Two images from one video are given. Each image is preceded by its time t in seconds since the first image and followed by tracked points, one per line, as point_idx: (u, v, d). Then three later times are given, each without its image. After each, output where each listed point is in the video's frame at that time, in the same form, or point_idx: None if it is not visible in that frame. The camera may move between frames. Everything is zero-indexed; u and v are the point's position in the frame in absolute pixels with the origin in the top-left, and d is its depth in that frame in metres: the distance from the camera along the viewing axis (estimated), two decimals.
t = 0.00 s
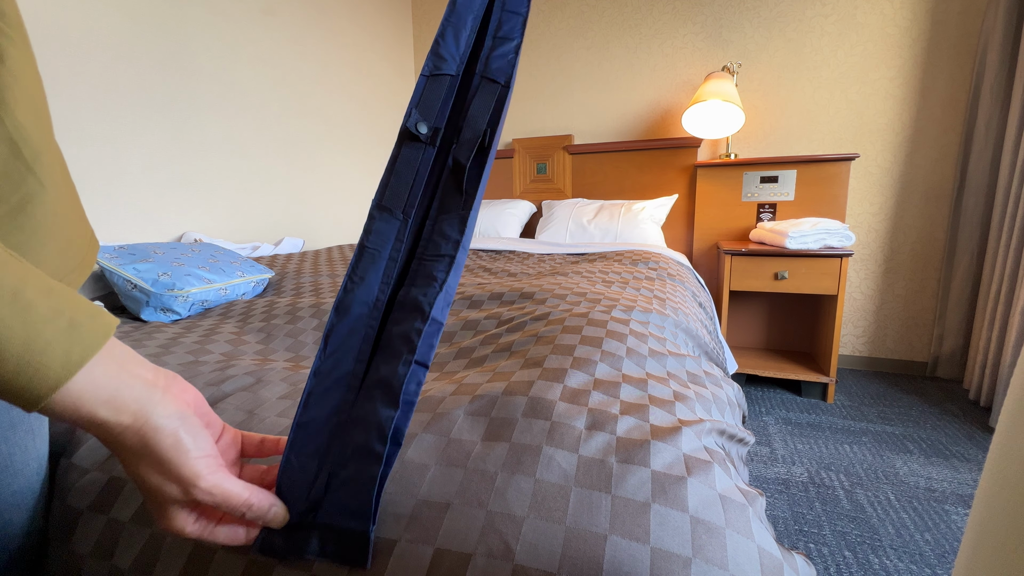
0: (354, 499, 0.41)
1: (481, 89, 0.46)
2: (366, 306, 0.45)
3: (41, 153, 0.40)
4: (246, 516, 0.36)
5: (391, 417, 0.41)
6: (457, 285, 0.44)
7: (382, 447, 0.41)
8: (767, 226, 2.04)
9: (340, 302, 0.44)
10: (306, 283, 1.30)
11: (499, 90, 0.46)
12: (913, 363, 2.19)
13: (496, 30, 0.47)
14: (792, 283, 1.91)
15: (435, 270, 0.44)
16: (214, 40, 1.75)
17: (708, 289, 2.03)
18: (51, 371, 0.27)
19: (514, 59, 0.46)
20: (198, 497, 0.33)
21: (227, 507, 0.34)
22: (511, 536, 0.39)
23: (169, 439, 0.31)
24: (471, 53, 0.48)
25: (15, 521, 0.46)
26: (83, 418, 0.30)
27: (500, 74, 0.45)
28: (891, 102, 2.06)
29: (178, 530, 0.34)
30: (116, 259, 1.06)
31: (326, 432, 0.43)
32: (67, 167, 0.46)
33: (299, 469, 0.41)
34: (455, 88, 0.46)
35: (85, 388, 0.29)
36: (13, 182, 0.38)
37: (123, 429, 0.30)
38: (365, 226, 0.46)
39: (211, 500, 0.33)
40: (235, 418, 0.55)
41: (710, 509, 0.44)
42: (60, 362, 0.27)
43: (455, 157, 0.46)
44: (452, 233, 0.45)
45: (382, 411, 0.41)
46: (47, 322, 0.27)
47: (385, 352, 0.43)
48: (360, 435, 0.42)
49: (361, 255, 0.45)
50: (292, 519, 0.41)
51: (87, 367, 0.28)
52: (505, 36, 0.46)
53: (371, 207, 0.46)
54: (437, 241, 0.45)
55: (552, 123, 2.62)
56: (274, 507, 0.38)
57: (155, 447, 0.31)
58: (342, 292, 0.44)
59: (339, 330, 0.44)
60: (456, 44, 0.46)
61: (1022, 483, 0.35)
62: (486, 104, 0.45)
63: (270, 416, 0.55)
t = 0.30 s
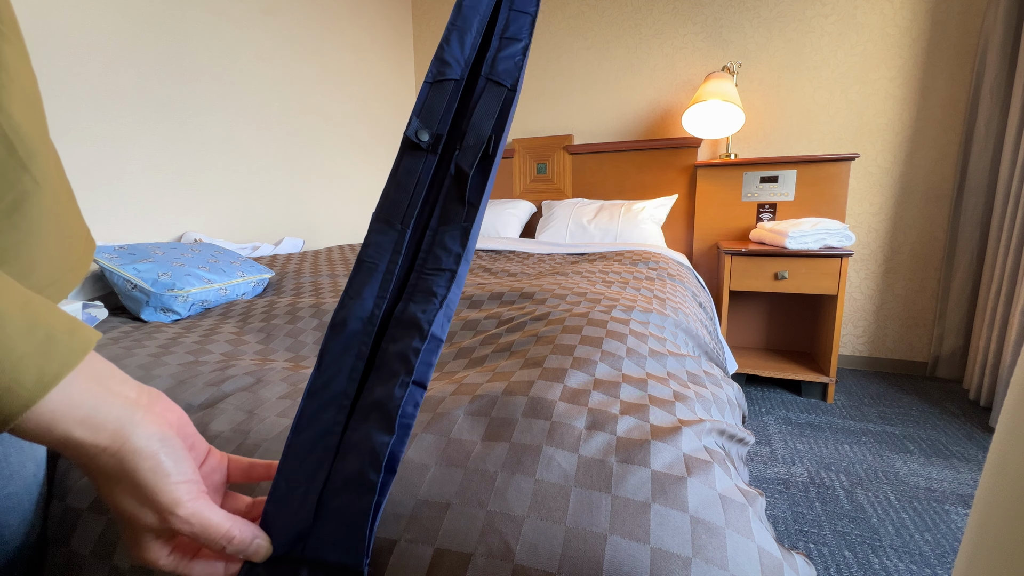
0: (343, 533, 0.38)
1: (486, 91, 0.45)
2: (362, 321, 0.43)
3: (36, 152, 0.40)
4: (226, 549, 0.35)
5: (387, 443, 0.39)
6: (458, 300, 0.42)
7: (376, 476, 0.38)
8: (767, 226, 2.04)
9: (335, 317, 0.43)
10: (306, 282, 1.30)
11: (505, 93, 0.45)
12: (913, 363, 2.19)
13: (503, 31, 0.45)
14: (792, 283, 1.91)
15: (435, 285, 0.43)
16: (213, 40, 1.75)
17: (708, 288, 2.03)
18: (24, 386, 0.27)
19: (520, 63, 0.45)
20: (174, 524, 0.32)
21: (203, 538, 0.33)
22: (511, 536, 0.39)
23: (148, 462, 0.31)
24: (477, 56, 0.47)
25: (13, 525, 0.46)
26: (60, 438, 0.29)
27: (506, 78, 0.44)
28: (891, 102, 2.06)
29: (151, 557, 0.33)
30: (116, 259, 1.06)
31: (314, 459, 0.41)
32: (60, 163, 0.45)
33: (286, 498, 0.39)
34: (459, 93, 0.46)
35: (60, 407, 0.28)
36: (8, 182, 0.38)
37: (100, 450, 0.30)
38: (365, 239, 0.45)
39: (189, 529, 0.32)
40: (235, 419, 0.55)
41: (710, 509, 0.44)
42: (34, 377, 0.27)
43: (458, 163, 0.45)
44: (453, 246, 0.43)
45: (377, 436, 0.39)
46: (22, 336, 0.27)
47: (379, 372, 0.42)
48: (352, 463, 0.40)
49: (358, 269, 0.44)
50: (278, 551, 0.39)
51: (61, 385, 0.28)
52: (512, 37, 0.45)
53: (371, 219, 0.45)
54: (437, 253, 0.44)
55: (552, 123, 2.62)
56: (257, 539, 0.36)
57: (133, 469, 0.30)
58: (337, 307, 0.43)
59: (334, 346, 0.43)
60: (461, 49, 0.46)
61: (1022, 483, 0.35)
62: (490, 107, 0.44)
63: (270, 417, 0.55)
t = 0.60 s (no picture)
0: (355, 527, 0.38)
1: (481, 101, 0.45)
2: (366, 320, 0.43)
3: (36, 153, 0.40)
4: (231, 550, 0.35)
5: (397, 437, 0.39)
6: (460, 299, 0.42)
7: (386, 470, 0.38)
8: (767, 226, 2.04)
9: (340, 316, 0.43)
10: (306, 283, 1.30)
11: (500, 103, 0.45)
12: (913, 363, 2.19)
13: (496, 42, 0.45)
14: (792, 283, 1.91)
15: (439, 284, 0.43)
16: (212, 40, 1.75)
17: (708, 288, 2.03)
18: (25, 384, 0.26)
19: (515, 70, 0.45)
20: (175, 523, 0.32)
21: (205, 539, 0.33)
22: (511, 535, 0.40)
23: (150, 460, 0.31)
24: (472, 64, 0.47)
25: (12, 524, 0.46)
26: (60, 435, 0.29)
27: (502, 86, 0.44)
28: (891, 102, 2.06)
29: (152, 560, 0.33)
30: (116, 259, 1.07)
31: (322, 458, 0.41)
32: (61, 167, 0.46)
33: (295, 496, 0.39)
34: (456, 101, 0.46)
35: (61, 404, 0.28)
36: (9, 182, 0.38)
37: (102, 448, 0.30)
38: (367, 239, 0.45)
39: (193, 528, 0.32)
40: (234, 419, 0.55)
41: (710, 509, 0.44)
42: (33, 374, 0.27)
43: (458, 168, 0.44)
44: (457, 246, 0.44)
45: (386, 431, 0.39)
46: (22, 332, 0.26)
47: (385, 369, 0.42)
48: (362, 458, 0.39)
49: (362, 268, 0.45)
50: (288, 550, 0.38)
51: (62, 381, 0.28)
52: (505, 49, 0.45)
53: (373, 221, 0.45)
54: (440, 252, 0.44)
55: (552, 123, 2.62)
56: (263, 539, 0.36)
57: (135, 467, 0.30)
58: (341, 306, 0.43)
59: (339, 345, 0.43)
60: (457, 59, 0.46)
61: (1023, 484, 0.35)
62: (486, 115, 0.44)
63: (269, 416, 0.55)
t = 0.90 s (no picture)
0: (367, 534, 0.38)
1: (488, 94, 0.45)
2: (374, 318, 0.44)
3: (34, 154, 0.40)
4: (240, 556, 0.34)
5: (410, 440, 0.39)
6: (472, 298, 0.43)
7: (399, 475, 0.38)
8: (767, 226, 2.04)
9: (346, 314, 0.43)
10: (306, 283, 1.30)
11: (508, 96, 0.45)
12: (913, 363, 2.19)
13: (501, 36, 0.46)
14: (792, 283, 1.91)
15: (450, 283, 0.43)
16: (212, 39, 1.74)
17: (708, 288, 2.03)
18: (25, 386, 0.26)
19: (521, 65, 0.46)
20: (181, 529, 0.31)
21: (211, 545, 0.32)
22: (511, 536, 0.40)
23: (156, 464, 0.30)
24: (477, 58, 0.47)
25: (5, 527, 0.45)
26: (65, 438, 0.29)
27: (509, 81, 0.45)
28: (891, 102, 2.06)
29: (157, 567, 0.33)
30: (116, 259, 1.07)
31: (331, 461, 0.41)
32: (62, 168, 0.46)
33: (303, 501, 0.39)
34: (461, 94, 0.46)
35: (64, 407, 0.28)
36: (7, 183, 0.38)
37: (106, 452, 0.30)
38: (373, 235, 0.45)
39: (201, 534, 0.32)
40: (234, 418, 0.55)
41: (710, 510, 0.44)
42: (35, 376, 0.27)
43: (466, 162, 0.45)
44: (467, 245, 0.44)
45: (399, 435, 0.39)
46: (22, 334, 0.27)
47: (396, 369, 0.42)
48: (374, 463, 0.40)
49: (368, 265, 0.45)
50: (297, 557, 0.38)
51: (64, 382, 0.28)
52: (511, 42, 0.46)
53: (378, 216, 0.45)
54: (449, 251, 0.45)
55: (552, 123, 2.62)
56: (272, 546, 0.36)
57: (140, 472, 0.30)
58: (348, 304, 0.43)
59: (345, 344, 0.43)
60: (462, 52, 0.46)
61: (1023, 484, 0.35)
62: (495, 110, 0.45)
63: (269, 416, 0.55)
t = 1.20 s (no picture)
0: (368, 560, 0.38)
1: (488, 107, 0.44)
2: (375, 332, 0.44)
3: (28, 153, 0.40)
4: None
5: (416, 461, 0.39)
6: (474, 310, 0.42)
7: (404, 497, 0.38)
8: (767, 226, 2.04)
9: (345, 328, 0.43)
10: (306, 283, 1.30)
11: (508, 110, 0.44)
12: (913, 363, 2.19)
13: (499, 50, 0.45)
14: (792, 283, 1.91)
15: (453, 297, 0.43)
16: (212, 39, 1.75)
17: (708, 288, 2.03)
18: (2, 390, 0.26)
19: (521, 78, 0.45)
20: (165, 549, 0.31)
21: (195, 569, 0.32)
22: (512, 535, 0.40)
23: (145, 478, 0.31)
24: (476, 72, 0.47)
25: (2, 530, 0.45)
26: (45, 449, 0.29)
27: (508, 94, 0.44)
28: (891, 102, 2.06)
29: None
30: (116, 259, 1.07)
31: (329, 481, 0.41)
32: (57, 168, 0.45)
33: (297, 527, 0.39)
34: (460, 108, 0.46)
35: (46, 414, 0.28)
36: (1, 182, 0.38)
37: (91, 464, 0.29)
38: (372, 249, 0.45)
39: (187, 557, 0.32)
40: (234, 418, 0.55)
41: (711, 509, 0.44)
42: (12, 383, 0.26)
43: (467, 175, 0.44)
44: (468, 257, 0.44)
45: (403, 454, 0.39)
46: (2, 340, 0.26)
47: (396, 385, 0.42)
48: (376, 483, 0.39)
49: (367, 278, 0.45)
50: None
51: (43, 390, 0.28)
52: (510, 56, 0.45)
53: (377, 229, 0.45)
54: (451, 264, 0.44)
55: (552, 123, 2.62)
56: None
57: (127, 486, 0.30)
58: (347, 317, 0.43)
59: (344, 358, 0.43)
60: (460, 65, 0.46)
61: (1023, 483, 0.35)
62: (494, 121, 0.44)
63: (270, 416, 0.55)
